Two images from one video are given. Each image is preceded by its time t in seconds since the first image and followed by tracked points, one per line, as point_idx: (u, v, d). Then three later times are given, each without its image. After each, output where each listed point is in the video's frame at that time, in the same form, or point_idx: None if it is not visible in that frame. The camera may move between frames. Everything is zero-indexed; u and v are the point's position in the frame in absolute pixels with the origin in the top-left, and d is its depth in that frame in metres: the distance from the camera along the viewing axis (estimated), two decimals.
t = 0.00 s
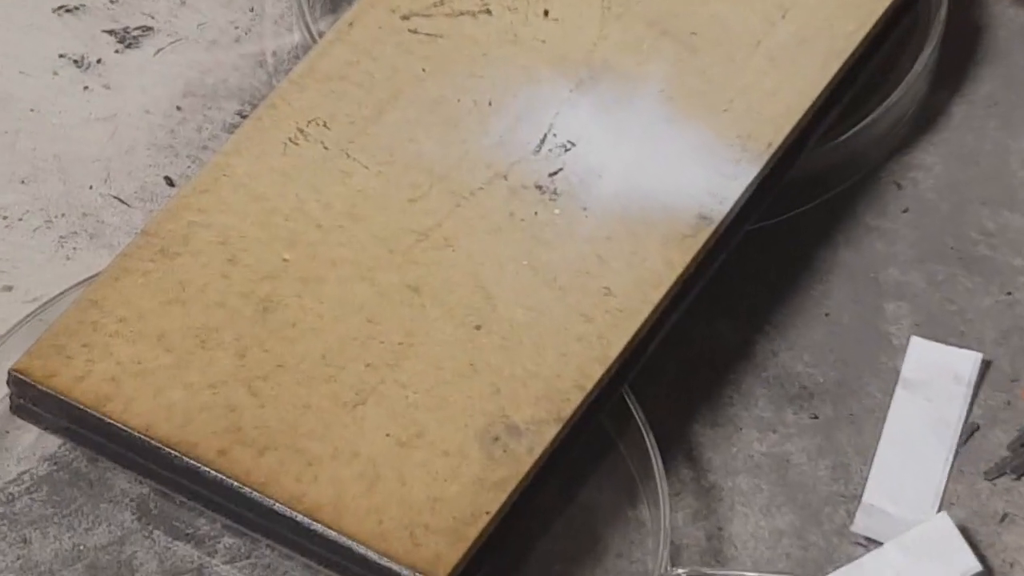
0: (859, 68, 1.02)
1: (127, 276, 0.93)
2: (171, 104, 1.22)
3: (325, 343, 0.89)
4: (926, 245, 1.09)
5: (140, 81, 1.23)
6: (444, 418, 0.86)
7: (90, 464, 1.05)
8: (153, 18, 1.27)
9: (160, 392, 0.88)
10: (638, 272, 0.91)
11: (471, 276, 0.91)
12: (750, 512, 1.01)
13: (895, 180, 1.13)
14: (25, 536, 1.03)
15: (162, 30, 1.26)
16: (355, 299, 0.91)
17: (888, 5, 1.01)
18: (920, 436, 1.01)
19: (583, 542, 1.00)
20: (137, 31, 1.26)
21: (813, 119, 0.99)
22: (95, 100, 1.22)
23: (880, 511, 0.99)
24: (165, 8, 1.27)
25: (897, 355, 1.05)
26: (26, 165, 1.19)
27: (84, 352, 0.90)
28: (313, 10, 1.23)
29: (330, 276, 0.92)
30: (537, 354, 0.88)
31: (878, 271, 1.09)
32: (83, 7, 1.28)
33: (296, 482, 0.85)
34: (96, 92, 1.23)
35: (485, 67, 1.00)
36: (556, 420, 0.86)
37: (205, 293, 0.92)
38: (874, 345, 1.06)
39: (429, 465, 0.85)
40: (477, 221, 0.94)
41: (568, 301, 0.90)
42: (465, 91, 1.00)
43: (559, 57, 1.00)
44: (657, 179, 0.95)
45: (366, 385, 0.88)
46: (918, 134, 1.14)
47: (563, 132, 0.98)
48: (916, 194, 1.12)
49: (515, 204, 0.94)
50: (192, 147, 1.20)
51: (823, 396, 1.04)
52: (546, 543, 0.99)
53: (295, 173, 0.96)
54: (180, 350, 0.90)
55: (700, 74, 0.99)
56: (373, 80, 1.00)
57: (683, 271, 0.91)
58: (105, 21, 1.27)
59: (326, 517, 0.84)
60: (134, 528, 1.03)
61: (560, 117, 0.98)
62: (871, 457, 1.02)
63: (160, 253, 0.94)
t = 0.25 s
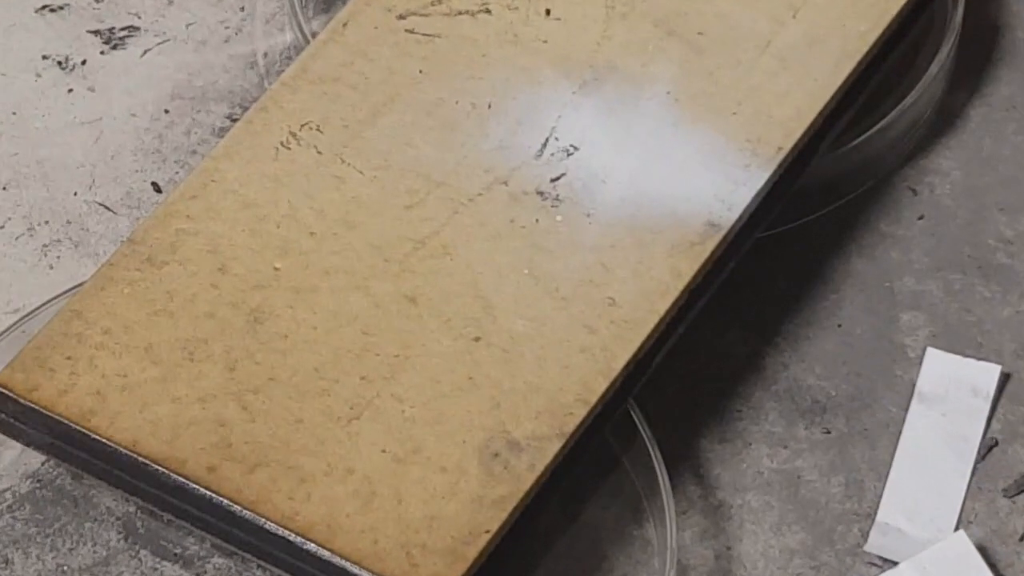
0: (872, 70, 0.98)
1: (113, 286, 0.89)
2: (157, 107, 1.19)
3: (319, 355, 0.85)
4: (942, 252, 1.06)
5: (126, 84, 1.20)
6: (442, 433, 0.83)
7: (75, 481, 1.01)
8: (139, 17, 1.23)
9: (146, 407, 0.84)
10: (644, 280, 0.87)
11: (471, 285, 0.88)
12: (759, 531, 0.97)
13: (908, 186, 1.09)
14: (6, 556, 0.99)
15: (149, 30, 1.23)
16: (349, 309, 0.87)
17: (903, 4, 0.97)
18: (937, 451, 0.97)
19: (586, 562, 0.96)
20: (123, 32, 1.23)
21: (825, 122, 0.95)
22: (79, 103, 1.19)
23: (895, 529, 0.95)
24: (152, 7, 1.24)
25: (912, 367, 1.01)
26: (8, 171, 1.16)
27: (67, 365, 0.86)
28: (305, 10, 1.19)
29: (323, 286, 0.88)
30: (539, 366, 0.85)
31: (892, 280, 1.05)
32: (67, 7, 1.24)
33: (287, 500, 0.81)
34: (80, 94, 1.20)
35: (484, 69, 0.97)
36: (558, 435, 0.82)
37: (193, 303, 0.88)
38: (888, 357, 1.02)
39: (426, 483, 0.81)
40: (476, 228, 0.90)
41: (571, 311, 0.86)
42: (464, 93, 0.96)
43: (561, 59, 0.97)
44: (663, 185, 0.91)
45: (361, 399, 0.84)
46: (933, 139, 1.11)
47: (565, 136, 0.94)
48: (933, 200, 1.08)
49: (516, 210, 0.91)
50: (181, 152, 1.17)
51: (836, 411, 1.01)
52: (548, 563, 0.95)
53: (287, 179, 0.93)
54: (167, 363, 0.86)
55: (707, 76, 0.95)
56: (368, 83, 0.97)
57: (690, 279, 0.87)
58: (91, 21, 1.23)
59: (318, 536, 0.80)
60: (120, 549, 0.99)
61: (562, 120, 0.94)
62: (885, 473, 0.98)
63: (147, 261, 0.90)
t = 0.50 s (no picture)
0: (872, 72, 0.98)
1: (112, 288, 0.89)
2: (157, 109, 1.19)
3: (318, 358, 0.85)
4: (942, 255, 1.06)
5: (125, 87, 1.20)
6: (442, 436, 0.83)
7: (74, 483, 1.01)
8: (138, 20, 1.23)
9: (145, 410, 0.84)
10: (643, 283, 0.87)
11: (470, 288, 0.88)
12: (759, 533, 0.97)
13: (908, 189, 1.09)
14: (5, 559, 0.99)
15: (148, 32, 1.23)
16: (348, 312, 0.87)
17: (903, 6, 0.97)
18: (936, 454, 0.97)
19: (585, 565, 0.96)
20: (122, 34, 1.23)
21: (825, 125, 0.95)
22: (78, 106, 1.19)
23: (894, 532, 0.95)
24: (152, 10, 1.24)
25: (912, 369, 1.01)
26: (7, 173, 1.16)
27: (67, 368, 0.86)
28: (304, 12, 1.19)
29: (323, 289, 0.88)
30: (539, 369, 0.85)
31: (891, 283, 1.05)
32: (67, 10, 1.24)
33: (287, 502, 0.81)
34: (79, 97, 1.20)
35: (483, 72, 0.97)
36: (557, 437, 0.82)
37: (192, 306, 0.88)
38: (888, 359, 1.02)
39: (425, 485, 0.81)
40: (475, 231, 0.90)
41: (571, 314, 0.86)
42: (464, 96, 0.96)
43: (561, 61, 0.97)
44: (662, 187, 0.91)
45: (360, 402, 0.84)
46: (933, 141, 1.11)
47: (565, 138, 0.94)
48: (932, 203, 1.08)
49: (516, 213, 0.91)
50: (180, 154, 1.17)
51: (835, 413, 1.01)
52: (547, 565, 0.95)
53: (287, 182, 0.93)
54: (167, 365, 0.86)
55: (707, 79, 0.95)
56: (368, 85, 0.97)
57: (690, 282, 0.87)
58: (90, 24, 1.23)
59: (318, 539, 0.80)
60: (119, 551, 0.99)
61: (562, 122, 0.94)
62: (885, 476, 0.98)
63: (146, 264, 0.90)
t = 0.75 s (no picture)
0: (871, 74, 0.98)
1: (112, 290, 0.89)
2: (157, 111, 1.19)
3: (318, 360, 0.85)
4: (941, 257, 1.06)
5: (125, 88, 1.20)
6: (441, 438, 0.83)
7: (73, 485, 1.01)
8: (138, 22, 1.24)
9: (145, 411, 0.84)
10: (643, 285, 0.87)
11: (470, 290, 0.88)
12: (759, 535, 0.97)
13: (908, 191, 1.09)
14: (4, 560, 0.99)
15: (148, 34, 1.23)
16: (348, 313, 0.87)
17: (902, 8, 0.97)
18: (936, 456, 0.97)
19: (585, 566, 0.96)
20: (122, 36, 1.23)
21: (825, 126, 0.95)
22: (77, 107, 1.19)
23: (894, 534, 0.95)
24: (151, 11, 1.24)
25: (911, 371, 1.01)
26: (7, 175, 1.16)
27: (66, 369, 0.86)
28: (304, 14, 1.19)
29: (322, 291, 0.88)
30: (539, 370, 0.85)
31: (891, 284, 1.05)
32: (66, 11, 1.24)
33: (287, 504, 0.81)
34: (78, 99, 1.20)
35: (483, 73, 0.97)
36: (557, 439, 0.82)
37: (192, 308, 0.88)
38: (887, 361, 1.02)
39: (425, 487, 0.81)
40: (475, 233, 0.90)
41: (570, 316, 0.86)
42: (463, 98, 0.96)
43: (561, 63, 0.97)
44: (662, 189, 0.91)
45: (360, 403, 0.84)
46: (932, 143, 1.11)
47: (564, 140, 0.94)
48: (931, 205, 1.08)
49: (516, 215, 0.91)
50: (180, 156, 1.17)
51: (835, 415, 1.01)
52: (547, 567, 0.95)
53: (286, 183, 0.93)
54: (166, 367, 0.86)
55: (706, 80, 0.95)
56: (367, 87, 0.97)
57: (689, 284, 0.87)
58: (89, 25, 1.23)
59: (318, 540, 0.80)
60: (118, 553, 0.99)
61: (561, 124, 0.94)
62: (885, 477, 0.98)
63: (146, 265, 0.90)
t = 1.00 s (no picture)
0: (871, 74, 0.98)
1: (112, 291, 0.89)
2: (157, 112, 1.19)
3: (318, 360, 0.85)
4: (941, 258, 1.06)
5: (125, 89, 1.20)
6: (441, 439, 0.83)
7: (73, 486, 1.01)
8: (138, 22, 1.24)
9: (145, 412, 0.84)
10: (643, 286, 0.87)
11: (470, 291, 0.88)
12: (758, 536, 0.97)
13: (908, 191, 1.09)
14: (4, 561, 0.99)
15: (148, 35, 1.23)
16: (348, 314, 0.87)
17: (902, 9, 0.97)
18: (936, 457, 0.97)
19: (585, 567, 0.96)
20: (122, 37, 1.23)
21: (824, 127, 0.95)
22: (77, 108, 1.19)
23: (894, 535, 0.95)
24: (151, 12, 1.24)
25: (911, 372, 1.01)
26: (7, 176, 1.16)
27: (66, 370, 0.86)
28: (304, 14, 1.19)
29: (323, 291, 0.88)
30: (538, 371, 0.85)
31: (891, 285, 1.05)
32: (66, 12, 1.24)
33: (286, 504, 0.81)
34: (78, 99, 1.20)
35: (483, 74, 0.97)
36: (557, 440, 0.82)
37: (192, 308, 0.88)
38: (887, 362, 1.02)
39: (425, 488, 0.81)
40: (475, 233, 0.90)
41: (570, 317, 0.86)
42: (463, 98, 0.96)
43: (561, 64, 0.97)
44: (661, 190, 0.91)
45: (360, 404, 0.84)
46: (932, 144, 1.11)
47: (564, 141, 0.94)
48: (931, 206, 1.08)
49: (516, 216, 0.91)
50: (180, 157, 1.17)
51: (835, 415, 1.01)
52: (547, 568, 0.95)
53: (286, 184, 0.93)
54: (166, 368, 0.86)
55: (706, 81, 0.95)
56: (367, 88, 0.97)
57: (689, 285, 0.87)
58: (90, 26, 1.23)
59: (318, 541, 0.79)
60: (118, 553, 0.99)
61: (561, 125, 0.94)
62: (884, 478, 0.98)
63: (146, 266, 0.90)
